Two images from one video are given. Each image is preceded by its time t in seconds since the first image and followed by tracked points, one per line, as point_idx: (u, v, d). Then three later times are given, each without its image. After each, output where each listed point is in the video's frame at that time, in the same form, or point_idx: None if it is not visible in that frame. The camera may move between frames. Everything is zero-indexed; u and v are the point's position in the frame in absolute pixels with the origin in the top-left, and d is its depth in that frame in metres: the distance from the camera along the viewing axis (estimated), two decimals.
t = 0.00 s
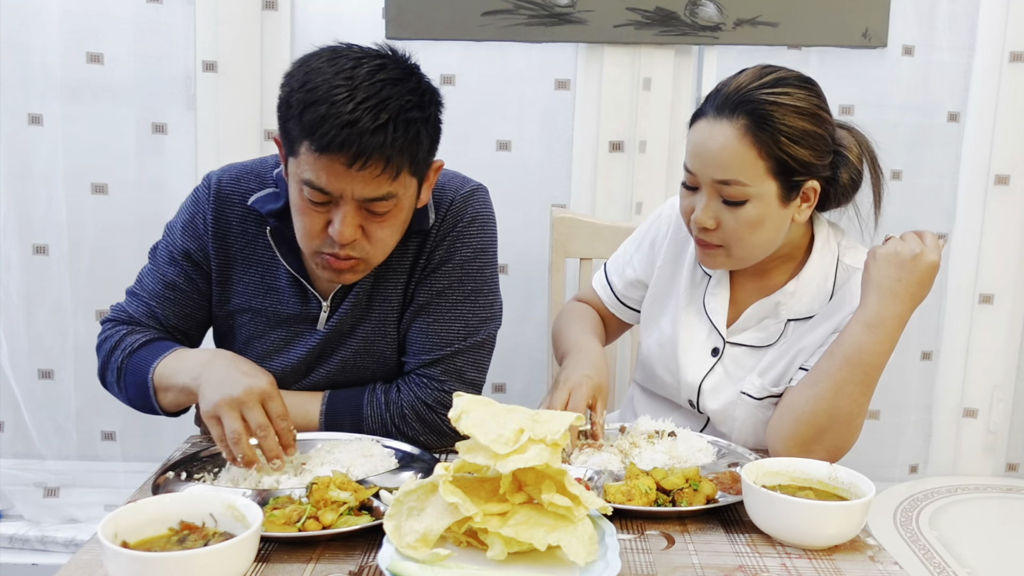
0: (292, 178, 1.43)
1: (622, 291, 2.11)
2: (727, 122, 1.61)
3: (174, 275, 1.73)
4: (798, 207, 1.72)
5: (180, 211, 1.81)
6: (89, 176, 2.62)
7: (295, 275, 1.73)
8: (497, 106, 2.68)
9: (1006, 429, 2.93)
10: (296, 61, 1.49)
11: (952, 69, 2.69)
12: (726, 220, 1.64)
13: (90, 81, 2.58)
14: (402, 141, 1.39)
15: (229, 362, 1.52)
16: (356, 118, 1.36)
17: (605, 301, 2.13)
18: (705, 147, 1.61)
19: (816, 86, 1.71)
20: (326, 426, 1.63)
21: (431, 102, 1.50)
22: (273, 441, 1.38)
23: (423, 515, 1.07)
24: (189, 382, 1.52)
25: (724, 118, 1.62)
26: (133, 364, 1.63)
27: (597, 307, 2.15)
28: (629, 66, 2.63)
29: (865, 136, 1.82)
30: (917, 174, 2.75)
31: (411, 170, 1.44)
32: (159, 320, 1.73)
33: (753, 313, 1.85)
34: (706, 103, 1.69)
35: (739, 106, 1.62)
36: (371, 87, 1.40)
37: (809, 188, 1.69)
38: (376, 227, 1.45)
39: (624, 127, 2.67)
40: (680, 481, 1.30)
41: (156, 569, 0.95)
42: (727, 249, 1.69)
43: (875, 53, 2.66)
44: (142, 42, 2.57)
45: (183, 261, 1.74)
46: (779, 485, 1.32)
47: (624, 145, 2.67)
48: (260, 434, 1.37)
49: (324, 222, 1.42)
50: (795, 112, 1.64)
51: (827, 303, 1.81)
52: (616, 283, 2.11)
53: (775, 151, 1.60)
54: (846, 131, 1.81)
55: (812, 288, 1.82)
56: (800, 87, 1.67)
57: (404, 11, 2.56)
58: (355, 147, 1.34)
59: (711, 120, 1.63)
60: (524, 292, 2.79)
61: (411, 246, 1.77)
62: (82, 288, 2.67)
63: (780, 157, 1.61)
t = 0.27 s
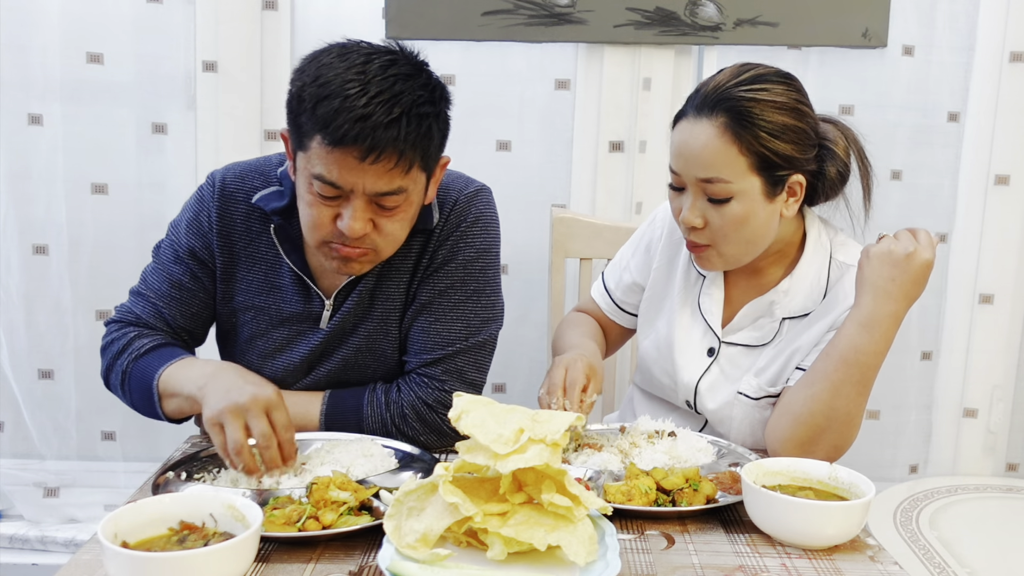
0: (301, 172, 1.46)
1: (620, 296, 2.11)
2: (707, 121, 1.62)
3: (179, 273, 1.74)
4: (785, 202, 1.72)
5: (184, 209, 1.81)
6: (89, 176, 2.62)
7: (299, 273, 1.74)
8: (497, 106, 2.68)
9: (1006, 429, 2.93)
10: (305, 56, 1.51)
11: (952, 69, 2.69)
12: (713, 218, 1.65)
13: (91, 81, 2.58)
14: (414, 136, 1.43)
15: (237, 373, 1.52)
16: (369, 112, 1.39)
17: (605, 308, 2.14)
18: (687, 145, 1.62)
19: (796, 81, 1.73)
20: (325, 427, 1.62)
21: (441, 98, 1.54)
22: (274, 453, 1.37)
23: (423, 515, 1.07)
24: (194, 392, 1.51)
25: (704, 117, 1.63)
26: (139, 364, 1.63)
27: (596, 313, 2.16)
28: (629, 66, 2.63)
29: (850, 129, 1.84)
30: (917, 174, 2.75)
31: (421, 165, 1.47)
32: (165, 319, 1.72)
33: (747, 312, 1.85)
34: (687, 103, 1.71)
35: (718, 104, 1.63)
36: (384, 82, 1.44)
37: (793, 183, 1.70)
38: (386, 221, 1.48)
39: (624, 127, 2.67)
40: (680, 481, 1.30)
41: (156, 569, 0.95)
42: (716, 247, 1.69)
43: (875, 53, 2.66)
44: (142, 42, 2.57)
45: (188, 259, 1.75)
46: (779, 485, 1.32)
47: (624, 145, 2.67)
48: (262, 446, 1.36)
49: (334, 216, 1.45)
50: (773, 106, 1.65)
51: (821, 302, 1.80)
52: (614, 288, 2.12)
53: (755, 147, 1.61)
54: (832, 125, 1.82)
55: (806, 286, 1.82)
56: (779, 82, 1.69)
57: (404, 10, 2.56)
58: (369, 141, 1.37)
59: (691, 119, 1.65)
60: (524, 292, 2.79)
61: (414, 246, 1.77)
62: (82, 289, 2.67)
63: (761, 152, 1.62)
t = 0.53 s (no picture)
0: (307, 168, 1.46)
1: (615, 294, 2.12)
2: (696, 123, 1.62)
3: (180, 271, 1.74)
4: (779, 201, 1.73)
5: (185, 206, 1.82)
6: (89, 176, 2.62)
7: (300, 272, 1.74)
8: (497, 106, 2.67)
9: (1006, 429, 2.93)
10: (313, 53, 1.52)
11: (952, 69, 2.69)
12: (706, 220, 1.66)
13: (91, 81, 2.58)
14: (422, 131, 1.43)
15: (233, 363, 1.50)
16: (378, 108, 1.39)
17: (599, 304, 2.14)
18: (678, 149, 1.62)
19: (786, 80, 1.73)
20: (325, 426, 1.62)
21: (447, 94, 1.55)
22: (269, 444, 1.34)
23: (423, 515, 1.07)
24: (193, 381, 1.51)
25: (693, 120, 1.64)
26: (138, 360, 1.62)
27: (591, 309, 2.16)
28: (629, 66, 2.63)
29: (844, 125, 1.84)
30: (917, 174, 2.75)
31: (428, 160, 1.48)
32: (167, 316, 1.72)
33: (745, 312, 1.86)
34: (678, 105, 1.70)
35: (707, 107, 1.63)
36: (391, 78, 1.44)
37: (786, 182, 1.70)
38: (391, 217, 1.48)
39: (624, 127, 2.67)
40: (680, 481, 1.30)
41: (156, 569, 0.95)
42: (711, 248, 1.70)
43: (875, 53, 2.66)
44: (142, 42, 2.57)
45: (189, 256, 1.75)
46: (779, 485, 1.32)
47: (624, 145, 2.67)
48: (256, 436, 1.33)
49: (340, 212, 1.46)
50: (762, 107, 1.65)
51: (820, 302, 1.80)
52: (609, 286, 2.12)
53: (746, 148, 1.62)
54: (826, 122, 1.82)
55: (805, 287, 1.82)
56: (769, 83, 1.69)
57: (404, 10, 2.56)
58: (377, 136, 1.38)
59: (681, 123, 1.65)
60: (524, 292, 2.79)
61: (415, 245, 1.77)
62: (82, 288, 2.67)
63: (751, 154, 1.62)
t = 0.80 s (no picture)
0: (314, 164, 1.47)
1: (615, 294, 2.12)
2: (691, 123, 1.63)
3: (185, 261, 1.72)
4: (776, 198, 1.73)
5: (190, 201, 1.82)
6: (89, 176, 2.62)
7: (303, 270, 1.75)
8: (497, 106, 2.67)
9: (1006, 429, 2.93)
10: (321, 50, 1.53)
11: (951, 69, 2.69)
12: (704, 219, 1.66)
13: (91, 81, 2.58)
14: (429, 127, 1.44)
15: (229, 345, 1.50)
16: (386, 103, 1.40)
17: (599, 305, 2.15)
18: (674, 148, 1.63)
19: (782, 78, 1.73)
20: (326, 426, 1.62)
21: (455, 93, 1.55)
22: (268, 424, 1.39)
23: (423, 515, 1.07)
24: (188, 367, 1.49)
25: (689, 119, 1.64)
26: (134, 350, 1.58)
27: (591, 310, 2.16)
28: (629, 66, 2.63)
29: (841, 123, 1.83)
30: (917, 174, 2.75)
31: (435, 158, 1.49)
32: (168, 306, 1.69)
33: (745, 311, 1.86)
34: (674, 104, 1.71)
35: (702, 105, 1.63)
36: (401, 74, 1.46)
37: (782, 180, 1.70)
38: (397, 213, 1.49)
39: (624, 127, 2.67)
40: (680, 481, 1.30)
41: (156, 569, 0.95)
42: (708, 247, 1.70)
43: (875, 53, 2.66)
44: (142, 42, 2.57)
45: (195, 248, 1.74)
46: (779, 485, 1.32)
47: (624, 145, 2.67)
48: (255, 416, 1.38)
49: (346, 208, 1.46)
50: (757, 104, 1.65)
51: (820, 301, 1.80)
52: (609, 286, 2.13)
53: (742, 146, 1.62)
54: (823, 120, 1.82)
55: (803, 286, 1.81)
56: (763, 80, 1.69)
57: (404, 10, 2.56)
58: (385, 131, 1.39)
59: (676, 122, 1.65)
60: (524, 292, 2.79)
61: (418, 244, 1.79)
62: (82, 288, 2.67)
63: (747, 151, 1.62)
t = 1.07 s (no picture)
0: (326, 161, 1.47)
1: (615, 293, 2.12)
2: (699, 133, 1.60)
3: (196, 250, 1.70)
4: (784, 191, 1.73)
5: (199, 193, 1.80)
6: (89, 176, 2.62)
7: (310, 267, 1.74)
8: (497, 106, 2.67)
9: (1006, 430, 2.93)
10: (334, 46, 1.53)
11: (951, 69, 2.69)
12: (724, 225, 1.64)
13: (91, 81, 2.58)
14: (442, 123, 1.44)
15: (269, 360, 1.37)
16: (399, 100, 1.40)
17: (598, 303, 2.14)
18: (686, 160, 1.60)
19: (768, 75, 1.73)
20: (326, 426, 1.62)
21: (465, 89, 1.56)
22: (310, 445, 1.26)
23: (423, 515, 1.07)
24: (217, 374, 1.37)
25: (695, 129, 1.61)
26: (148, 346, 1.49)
27: (588, 308, 2.15)
28: (629, 66, 2.63)
29: (819, 108, 1.85)
30: (917, 173, 2.75)
31: (446, 155, 1.49)
32: (181, 295, 1.66)
33: (743, 309, 1.85)
34: (670, 116, 1.68)
35: (707, 113, 1.61)
36: (413, 71, 1.46)
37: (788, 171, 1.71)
38: (408, 210, 1.49)
39: (624, 127, 2.67)
40: (680, 481, 1.30)
41: (156, 569, 0.95)
42: (729, 251, 1.69)
43: (875, 53, 2.66)
44: (142, 42, 2.57)
45: (205, 238, 1.72)
46: (779, 485, 1.32)
47: (624, 144, 2.67)
48: (300, 434, 1.25)
49: (358, 204, 1.46)
50: (758, 104, 1.65)
51: (819, 300, 1.79)
52: (608, 285, 2.12)
53: (753, 147, 1.61)
54: (807, 108, 1.83)
55: (801, 284, 1.80)
56: (755, 80, 1.69)
57: (404, 10, 2.56)
58: (398, 127, 1.39)
59: (683, 133, 1.62)
60: (524, 292, 2.79)
61: (423, 244, 1.79)
62: (82, 288, 2.67)
63: (757, 153, 1.62)
